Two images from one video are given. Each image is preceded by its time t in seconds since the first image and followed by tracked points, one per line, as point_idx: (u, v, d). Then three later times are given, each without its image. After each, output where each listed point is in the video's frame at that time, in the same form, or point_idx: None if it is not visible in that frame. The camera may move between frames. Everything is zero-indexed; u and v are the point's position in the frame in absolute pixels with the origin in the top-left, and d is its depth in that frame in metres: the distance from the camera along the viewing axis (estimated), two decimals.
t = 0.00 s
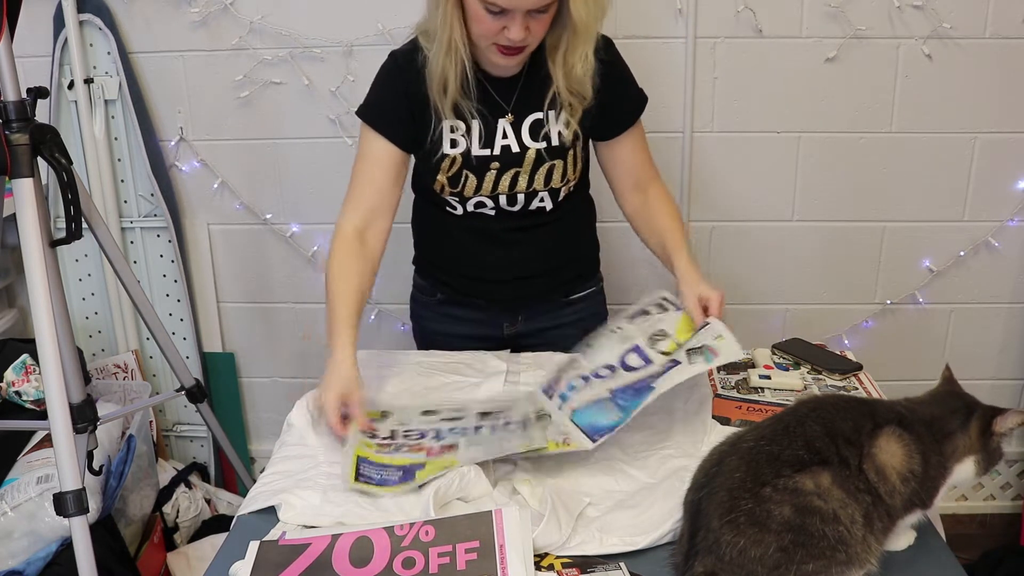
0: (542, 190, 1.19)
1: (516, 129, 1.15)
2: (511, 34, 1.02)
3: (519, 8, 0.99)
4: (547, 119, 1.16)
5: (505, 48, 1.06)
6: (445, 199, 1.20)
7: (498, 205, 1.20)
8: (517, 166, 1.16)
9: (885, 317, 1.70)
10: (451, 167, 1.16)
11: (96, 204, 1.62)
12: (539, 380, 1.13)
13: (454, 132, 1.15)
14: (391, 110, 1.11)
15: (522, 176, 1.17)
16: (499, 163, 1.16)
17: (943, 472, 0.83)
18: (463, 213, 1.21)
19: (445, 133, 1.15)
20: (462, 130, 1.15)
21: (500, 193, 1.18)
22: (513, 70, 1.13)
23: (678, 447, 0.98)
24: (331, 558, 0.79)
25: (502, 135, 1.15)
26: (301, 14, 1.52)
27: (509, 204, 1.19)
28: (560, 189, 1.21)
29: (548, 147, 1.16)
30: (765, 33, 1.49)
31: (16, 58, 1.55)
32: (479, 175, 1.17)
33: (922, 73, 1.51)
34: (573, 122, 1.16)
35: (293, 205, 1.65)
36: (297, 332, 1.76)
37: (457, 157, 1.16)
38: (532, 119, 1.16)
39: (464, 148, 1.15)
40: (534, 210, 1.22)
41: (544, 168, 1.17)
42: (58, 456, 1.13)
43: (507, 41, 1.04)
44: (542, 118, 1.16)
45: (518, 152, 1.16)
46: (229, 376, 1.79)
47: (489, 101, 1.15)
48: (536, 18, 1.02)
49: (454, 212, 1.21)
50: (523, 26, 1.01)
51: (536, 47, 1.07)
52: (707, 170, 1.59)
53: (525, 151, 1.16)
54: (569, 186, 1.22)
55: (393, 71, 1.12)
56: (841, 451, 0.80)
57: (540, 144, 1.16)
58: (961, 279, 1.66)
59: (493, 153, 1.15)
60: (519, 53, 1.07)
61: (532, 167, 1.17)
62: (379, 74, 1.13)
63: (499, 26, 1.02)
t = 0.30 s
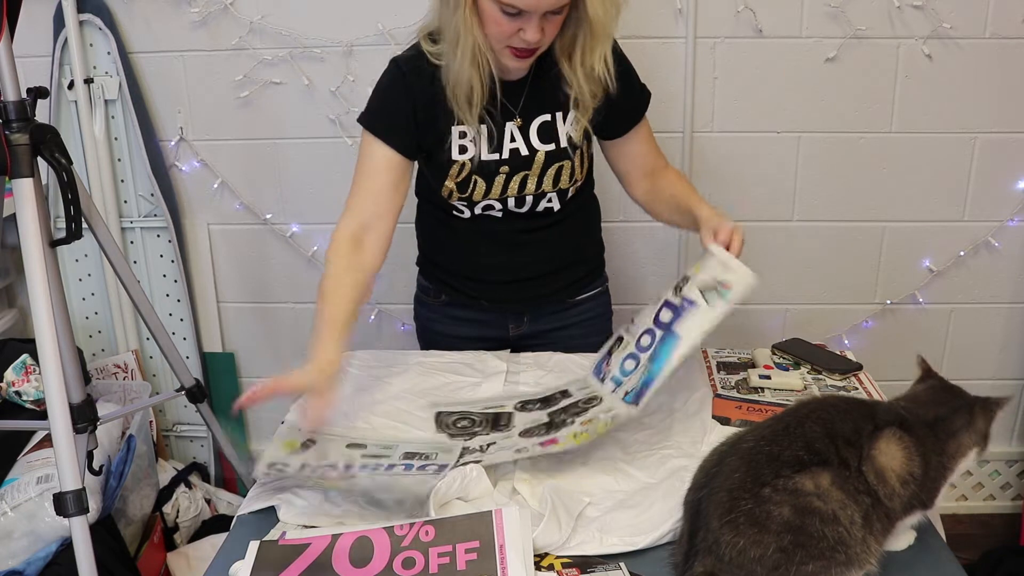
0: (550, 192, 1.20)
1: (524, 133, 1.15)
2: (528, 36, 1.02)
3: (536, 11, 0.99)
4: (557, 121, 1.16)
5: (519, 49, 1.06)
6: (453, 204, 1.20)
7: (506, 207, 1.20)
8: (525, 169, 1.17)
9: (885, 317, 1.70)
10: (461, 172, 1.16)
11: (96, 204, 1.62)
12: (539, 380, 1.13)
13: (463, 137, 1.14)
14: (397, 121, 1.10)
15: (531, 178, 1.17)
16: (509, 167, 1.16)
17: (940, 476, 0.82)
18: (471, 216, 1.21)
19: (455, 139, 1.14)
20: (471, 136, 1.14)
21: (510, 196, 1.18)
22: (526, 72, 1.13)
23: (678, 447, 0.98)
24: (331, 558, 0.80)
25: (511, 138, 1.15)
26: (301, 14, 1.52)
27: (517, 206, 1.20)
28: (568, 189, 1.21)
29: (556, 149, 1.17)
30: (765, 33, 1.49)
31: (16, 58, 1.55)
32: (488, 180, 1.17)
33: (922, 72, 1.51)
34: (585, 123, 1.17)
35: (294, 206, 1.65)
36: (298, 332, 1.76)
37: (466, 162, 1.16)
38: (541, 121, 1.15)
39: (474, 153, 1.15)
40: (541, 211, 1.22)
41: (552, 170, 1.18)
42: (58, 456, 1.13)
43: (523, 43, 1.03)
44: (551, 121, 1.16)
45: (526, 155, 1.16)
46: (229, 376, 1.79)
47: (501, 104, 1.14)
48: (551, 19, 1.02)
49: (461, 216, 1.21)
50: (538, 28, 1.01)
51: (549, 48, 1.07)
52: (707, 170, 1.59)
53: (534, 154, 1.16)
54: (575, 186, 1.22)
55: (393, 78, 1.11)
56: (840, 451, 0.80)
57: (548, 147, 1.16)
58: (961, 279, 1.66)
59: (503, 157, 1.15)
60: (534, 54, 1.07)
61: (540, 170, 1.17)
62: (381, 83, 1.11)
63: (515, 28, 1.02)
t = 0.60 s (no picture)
0: (551, 190, 1.20)
1: (524, 131, 1.16)
2: (527, 31, 1.02)
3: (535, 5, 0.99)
4: (555, 117, 1.17)
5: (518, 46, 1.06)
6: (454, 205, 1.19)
7: (509, 207, 1.20)
8: (527, 167, 1.17)
9: (886, 317, 1.70)
10: (462, 172, 1.15)
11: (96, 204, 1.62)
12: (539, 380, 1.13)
13: (463, 137, 1.14)
14: (402, 122, 1.10)
15: (532, 178, 1.18)
16: (509, 166, 1.16)
17: (938, 479, 0.81)
18: (472, 216, 1.21)
19: (456, 140, 1.14)
20: (472, 136, 1.14)
21: (511, 195, 1.18)
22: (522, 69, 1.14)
23: (678, 447, 0.98)
24: (331, 559, 0.80)
25: (510, 136, 1.16)
26: (301, 14, 1.52)
27: (519, 206, 1.20)
28: (569, 187, 1.22)
29: (556, 146, 1.18)
30: (765, 33, 1.49)
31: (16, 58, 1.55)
32: (490, 180, 1.16)
33: (922, 73, 1.51)
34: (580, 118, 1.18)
35: (294, 206, 1.65)
36: (298, 333, 1.76)
37: (468, 162, 1.15)
38: (540, 118, 1.17)
39: (474, 153, 1.15)
40: (543, 212, 1.22)
41: (553, 168, 1.18)
42: (58, 456, 1.13)
43: (521, 38, 1.04)
44: (549, 118, 1.17)
45: (526, 153, 1.16)
46: (229, 376, 1.79)
47: (495, 102, 1.15)
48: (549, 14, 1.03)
49: (463, 216, 1.21)
50: (538, 23, 1.01)
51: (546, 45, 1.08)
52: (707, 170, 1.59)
53: (534, 151, 1.17)
54: (576, 183, 1.23)
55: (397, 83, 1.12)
56: (841, 454, 0.78)
57: (547, 143, 1.17)
58: (961, 279, 1.66)
59: (503, 155, 1.16)
60: (531, 51, 1.07)
61: (541, 168, 1.18)
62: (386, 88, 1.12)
63: (514, 24, 1.02)
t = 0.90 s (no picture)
0: (558, 189, 1.20)
1: (530, 128, 1.16)
2: (538, 24, 1.03)
3: None
4: (562, 116, 1.17)
5: (529, 40, 1.06)
6: (460, 203, 1.19)
7: (512, 206, 1.20)
8: (534, 166, 1.17)
9: (885, 317, 1.70)
10: (467, 169, 1.15)
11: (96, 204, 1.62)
12: (540, 380, 1.13)
13: (468, 134, 1.14)
14: (409, 118, 1.10)
15: (539, 176, 1.17)
16: (516, 163, 1.16)
17: (938, 480, 0.81)
18: (476, 215, 1.21)
19: (461, 137, 1.14)
20: (478, 132, 1.14)
21: (516, 193, 1.18)
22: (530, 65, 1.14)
23: (678, 447, 0.97)
24: (331, 559, 0.80)
25: (517, 134, 1.15)
26: (301, 14, 1.52)
27: (523, 204, 1.20)
28: (575, 187, 1.21)
29: (564, 144, 1.17)
30: (765, 33, 1.49)
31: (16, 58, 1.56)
32: (495, 178, 1.16)
33: (922, 73, 1.51)
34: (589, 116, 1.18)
35: (294, 206, 1.65)
36: (298, 332, 1.76)
37: (473, 159, 1.15)
38: (547, 116, 1.16)
39: (481, 150, 1.15)
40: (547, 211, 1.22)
41: (560, 167, 1.18)
42: (58, 457, 1.13)
43: (532, 32, 1.04)
44: (556, 116, 1.17)
45: (533, 151, 1.16)
46: (229, 376, 1.79)
47: (501, 98, 1.15)
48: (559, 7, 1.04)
49: (467, 215, 1.21)
50: (549, 16, 1.02)
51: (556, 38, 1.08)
52: (707, 170, 1.59)
53: (541, 149, 1.16)
54: (581, 184, 1.23)
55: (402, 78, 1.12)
56: (842, 455, 0.78)
57: (555, 141, 1.17)
58: (961, 279, 1.66)
59: (509, 153, 1.15)
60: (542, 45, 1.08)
61: (548, 166, 1.17)
62: (391, 83, 1.13)
63: (525, 18, 1.03)
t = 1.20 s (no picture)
0: (554, 187, 1.20)
1: (529, 122, 1.16)
2: (539, 21, 1.03)
3: None
4: (562, 113, 1.17)
5: (531, 37, 1.07)
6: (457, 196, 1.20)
7: (510, 203, 1.20)
8: (530, 161, 1.17)
9: (885, 317, 1.70)
10: (465, 160, 1.16)
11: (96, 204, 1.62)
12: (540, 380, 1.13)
13: (467, 125, 1.14)
14: (406, 106, 1.11)
15: (536, 171, 1.18)
16: (513, 157, 1.16)
17: (939, 483, 0.80)
18: (473, 210, 1.21)
19: (460, 127, 1.14)
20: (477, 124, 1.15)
21: (512, 188, 1.18)
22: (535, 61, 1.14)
23: (678, 447, 0.97)
24: (331, 559, 0.80)
25: (516, 128, 1.16)
26: (300, 14, 1.52)
27: (520, 201, 1.20)
28: (572, 186, 1.21)
29: (562, 141, 1.17)
30: (765, 33, 1.49)
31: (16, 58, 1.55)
32: (492, 171, 1.17)
33: (922, 73, 1.51)
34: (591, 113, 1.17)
35: (294, 207, 1.65)
36: (298, 332, 1.76)
37: (469, 149, 1.15)
38: (546, 113, 1.16)
39: (478, 141, 1.15)
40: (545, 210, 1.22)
41: (557, 164, 1.18)
42: (58, 457, 1.13)
43: (533, 29, 1.05)
44: (556, 112, 1.16)
45: (531, 146, 1.16)
46: (229, 375, 1.79)
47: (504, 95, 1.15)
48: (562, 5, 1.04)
49: (465, 210, 1.22)
50: (550, 13, 1.02)
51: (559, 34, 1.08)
52: (707, 170, 1.59)
53: (539, 144, 1.16)
54: (579, 183, 1.22)
55: (405, 67, 1.13)
56: (844, 455, 0.78)
57: (553, 138, 1.17)
58: (961, 279, 1.66)
59: (507, 146, 1.16)
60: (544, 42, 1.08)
61: (545, 162, 1.17)
62: (393, 71, 1.14)
63: (526, 15, 1.03)
